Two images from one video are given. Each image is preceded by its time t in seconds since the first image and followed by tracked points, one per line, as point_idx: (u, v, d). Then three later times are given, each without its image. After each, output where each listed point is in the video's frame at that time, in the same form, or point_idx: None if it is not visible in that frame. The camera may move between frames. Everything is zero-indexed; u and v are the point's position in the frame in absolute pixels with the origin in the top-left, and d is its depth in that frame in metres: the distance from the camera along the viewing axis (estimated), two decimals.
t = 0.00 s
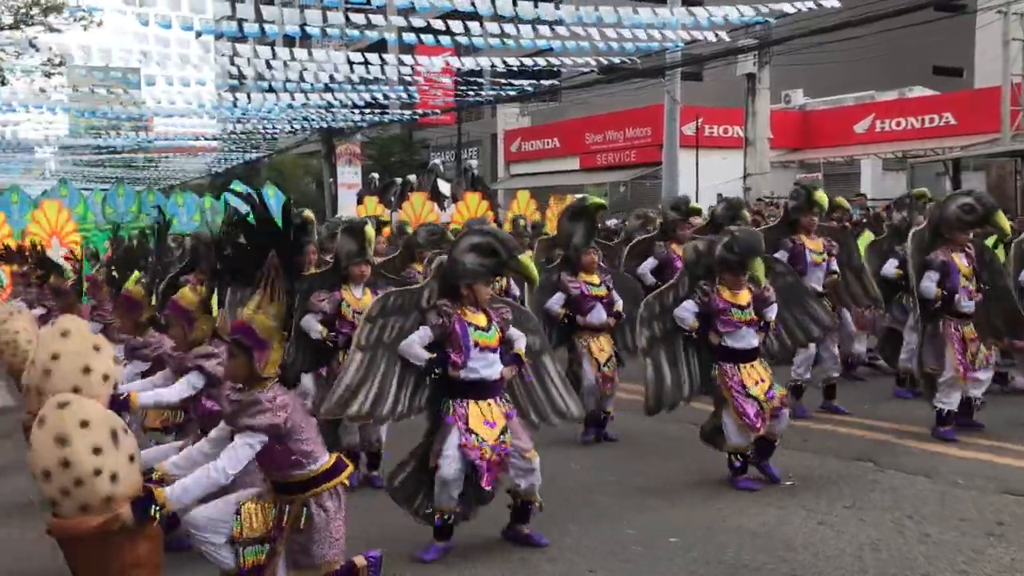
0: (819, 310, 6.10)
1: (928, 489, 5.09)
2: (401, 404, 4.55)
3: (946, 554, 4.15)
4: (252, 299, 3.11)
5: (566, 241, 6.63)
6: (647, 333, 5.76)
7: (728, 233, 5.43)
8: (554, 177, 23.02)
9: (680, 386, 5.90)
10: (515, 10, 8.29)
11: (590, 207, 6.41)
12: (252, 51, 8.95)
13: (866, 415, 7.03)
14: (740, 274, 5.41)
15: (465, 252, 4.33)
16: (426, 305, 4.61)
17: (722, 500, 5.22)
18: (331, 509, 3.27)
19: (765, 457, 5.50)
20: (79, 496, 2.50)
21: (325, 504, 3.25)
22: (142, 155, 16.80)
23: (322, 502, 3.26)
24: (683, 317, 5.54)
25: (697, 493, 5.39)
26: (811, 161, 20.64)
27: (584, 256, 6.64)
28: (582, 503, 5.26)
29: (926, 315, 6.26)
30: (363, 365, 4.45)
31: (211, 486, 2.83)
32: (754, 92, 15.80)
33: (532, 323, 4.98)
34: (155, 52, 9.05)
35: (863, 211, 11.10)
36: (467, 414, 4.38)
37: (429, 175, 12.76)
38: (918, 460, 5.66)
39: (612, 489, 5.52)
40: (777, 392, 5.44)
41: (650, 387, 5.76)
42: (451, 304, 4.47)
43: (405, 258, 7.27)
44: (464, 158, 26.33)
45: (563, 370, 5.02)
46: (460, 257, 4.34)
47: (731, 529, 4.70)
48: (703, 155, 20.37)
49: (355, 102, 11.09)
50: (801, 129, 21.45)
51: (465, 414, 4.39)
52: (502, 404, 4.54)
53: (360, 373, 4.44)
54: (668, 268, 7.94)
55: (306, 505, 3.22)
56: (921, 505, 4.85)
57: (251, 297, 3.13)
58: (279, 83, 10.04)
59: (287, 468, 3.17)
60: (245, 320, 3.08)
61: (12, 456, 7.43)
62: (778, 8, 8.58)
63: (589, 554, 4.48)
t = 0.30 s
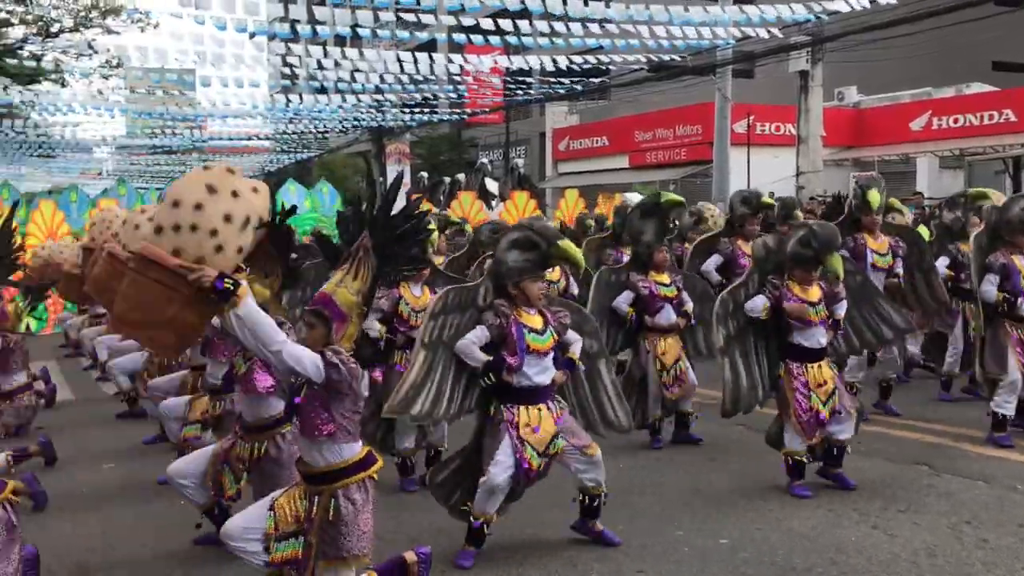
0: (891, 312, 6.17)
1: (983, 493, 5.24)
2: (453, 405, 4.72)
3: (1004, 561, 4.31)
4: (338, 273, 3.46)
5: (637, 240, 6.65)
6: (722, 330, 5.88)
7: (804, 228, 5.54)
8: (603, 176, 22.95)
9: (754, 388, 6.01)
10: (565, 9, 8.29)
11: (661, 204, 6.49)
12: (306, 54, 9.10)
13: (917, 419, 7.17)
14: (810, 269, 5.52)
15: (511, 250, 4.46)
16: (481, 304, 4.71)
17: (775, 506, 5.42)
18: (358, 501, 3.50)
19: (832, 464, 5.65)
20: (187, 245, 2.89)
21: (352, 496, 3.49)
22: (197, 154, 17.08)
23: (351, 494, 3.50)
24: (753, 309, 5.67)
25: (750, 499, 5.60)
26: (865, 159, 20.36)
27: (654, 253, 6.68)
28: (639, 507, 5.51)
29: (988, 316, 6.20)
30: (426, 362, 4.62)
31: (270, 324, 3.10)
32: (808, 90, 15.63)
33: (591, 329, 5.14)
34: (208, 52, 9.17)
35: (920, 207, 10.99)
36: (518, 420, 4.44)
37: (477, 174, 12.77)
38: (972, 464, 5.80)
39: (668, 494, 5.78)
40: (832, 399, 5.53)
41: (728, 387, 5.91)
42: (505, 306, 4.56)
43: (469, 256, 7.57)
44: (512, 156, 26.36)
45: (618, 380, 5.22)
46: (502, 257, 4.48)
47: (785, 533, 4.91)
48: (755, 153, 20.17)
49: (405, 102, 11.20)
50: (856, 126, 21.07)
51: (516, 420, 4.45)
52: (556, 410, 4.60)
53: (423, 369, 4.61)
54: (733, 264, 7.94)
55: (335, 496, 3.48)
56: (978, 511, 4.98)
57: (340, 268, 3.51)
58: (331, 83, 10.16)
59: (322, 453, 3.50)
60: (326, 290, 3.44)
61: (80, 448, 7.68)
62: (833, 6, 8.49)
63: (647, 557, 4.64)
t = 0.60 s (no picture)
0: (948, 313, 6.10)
1: None
2: (514, 404, 4.79)
3: None
4: (365, 275, 3.58)
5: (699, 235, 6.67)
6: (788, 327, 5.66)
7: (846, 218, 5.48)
8: (646, 175, 22.83)
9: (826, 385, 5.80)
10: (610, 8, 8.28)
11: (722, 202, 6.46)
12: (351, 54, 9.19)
13: (967, 421, 7.09)
14: (863, 263, 5.46)
15: (568, 242, 4.51)
16: (539, 305, 4.87)
17: (818, 507, 5.40)
18: (406, 495, 3.55)
19: (877, 466, 5.59)
20: (281, 214, 3.01)
21: (401, 490, 3.54)
22: (244, 154, 17.32)
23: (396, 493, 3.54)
24: (818, 296, 5.53)
25: (793, 498, 5.59)
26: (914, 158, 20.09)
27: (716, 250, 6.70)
28: (682, 505, 5.53)
29: None
30: (472, 365, 4.71)
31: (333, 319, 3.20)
32: (855, 88, 15.44)
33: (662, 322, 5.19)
34: (256, 54, 9.30)
35: (971, 206, 10.81)
36: (586, 413, 4.52)
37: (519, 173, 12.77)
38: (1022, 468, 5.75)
39: (710, 492, 5.79)
40: (871, 404, 5.49)
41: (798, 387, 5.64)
42: (562, 306, 4.62)
43: (517, 254, 7.68)
44: (554, 155, 26.34)
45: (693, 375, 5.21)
46: (554, 256, 4.56)
47: (828, 533, 4.90)
48: (800, 152, 19.97)
49: (448, 102, 11.26)
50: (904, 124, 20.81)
51: (584, 412, 4.52)
52: (624, 404, 4.64)
53: (470, 373, 4.70)
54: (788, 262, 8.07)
55: (384, 492, 3.51)
56: None
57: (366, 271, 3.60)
58: (375, 83, 10.25)
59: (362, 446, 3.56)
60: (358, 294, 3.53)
61: (133, 442, 7.84)
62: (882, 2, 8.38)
63: (690, 556, 4.65)
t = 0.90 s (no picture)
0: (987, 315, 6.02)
1: None
2: (559, 394, 4.85)
3: None
4: (378, 324, 3.34)
5: (746, 233, 6.66)
6: (812, 323, 5.76)
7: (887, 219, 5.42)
8: (685, 174, 22.70)
9: (847, 381, 5.82)
10: (649, 7, 8.26)
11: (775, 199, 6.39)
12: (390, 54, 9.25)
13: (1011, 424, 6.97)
14: (906, 261, 5.39)
15: (616, 239, 4.52)
16: (583, 298, 4.89)
17: (857, 507, 5.35)
18: (453, 490, 3.64)
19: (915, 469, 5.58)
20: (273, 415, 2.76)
21: (450, 486, 3.63)
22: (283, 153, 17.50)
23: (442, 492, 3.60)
24: (840, 305, 5.54)
25: (831, 498, 5.54)
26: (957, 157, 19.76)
27: (760, 248, 6.67)
28: (719, 504, 5.51)
29: None
30: (519, 356, 4.77)
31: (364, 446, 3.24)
32: (897, 86, 15.23)
33: (716, 316, 5.07)
34: (296, 55, 9.39)
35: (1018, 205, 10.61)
36: (627, 408, 4.57)
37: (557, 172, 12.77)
38: None
39: (747, 492, 5.76)
40: (914, 405, 5.45)
41: (821, 379, 5.71)
42: (607, 297, 4.62)
43: (554, 252, 7.75)
44: (592, 154, 26.29)
45: (747, 372, 5.16)
46: (604, 251, 4.57)
47: (866, 534, 4.85)
48: (840, 151, 19.75)
49: (485, 101, 11.30)
50: (947, 122, 20.47)
51: (625, 408, 4.57)
52: (665, 401, 4.65)
53: (517, 363, 4.76)
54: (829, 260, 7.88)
55: (436, 491, 3.58)
56: None
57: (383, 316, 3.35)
58: (413, 83, 10.31)
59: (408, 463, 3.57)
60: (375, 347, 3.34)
61: (176, 437, 7.95)
62: None
63: (726, 555, 4.63)
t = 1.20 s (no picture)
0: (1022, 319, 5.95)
1: None
2: (590, 394, 4.85)
3: None
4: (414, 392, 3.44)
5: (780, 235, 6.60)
6: (824, 321, 5.81)
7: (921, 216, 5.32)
8: (718, 173, 22.57)
9: (850, 380, 5.94)
10: (681, 6, 8.23)
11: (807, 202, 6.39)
12: (424, 53, 9.30)
13: None
14: (941, 260, 5.30)
15: (657, 235, 4.49)
16: (617, 295, 4.84)
17: (891, 509, 5.29)
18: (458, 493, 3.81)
19: (954, 472, 5.53)
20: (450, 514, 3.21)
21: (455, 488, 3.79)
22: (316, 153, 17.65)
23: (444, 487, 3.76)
24: (870, 309, 5.54)
25: (864, 500, 5.49)
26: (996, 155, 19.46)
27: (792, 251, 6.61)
28: (750, 504, 5.48)
29: None
30: (547, 356, 4.77)
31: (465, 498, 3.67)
32: (934, 84, 15.05)
33: (748, 313, 5.02)
34: (330, 54, 9.47)
35: None
36: (659, 407, 4.56)
37: (590, 171, 12.77)
38: None
39: (778, 492, 5.71)
40: (951, 406, 5.38)
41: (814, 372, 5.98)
42: (640, 295, 4.60)
43: (585, 251, 7.73)
44: (624, 154, 26.21)
45: (781, 364, 5.10)
46: (644, 244, 4.55)
47: (899, 535, 4.81)
48: (876, 149, 19.55)
49: (517, 101, 11.31)
50: (985, 119, 20.17)
51: (658, 408, 4.55)
52: (697, 398, 4.62)
53: (545, 362, 4.76)
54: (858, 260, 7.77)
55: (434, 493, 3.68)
56: None
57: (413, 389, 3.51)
58: (446, 83, 10.35)
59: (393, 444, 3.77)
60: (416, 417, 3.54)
61: (213, 433, 8.04)
62: None
63: (758, 555, 4.60)
